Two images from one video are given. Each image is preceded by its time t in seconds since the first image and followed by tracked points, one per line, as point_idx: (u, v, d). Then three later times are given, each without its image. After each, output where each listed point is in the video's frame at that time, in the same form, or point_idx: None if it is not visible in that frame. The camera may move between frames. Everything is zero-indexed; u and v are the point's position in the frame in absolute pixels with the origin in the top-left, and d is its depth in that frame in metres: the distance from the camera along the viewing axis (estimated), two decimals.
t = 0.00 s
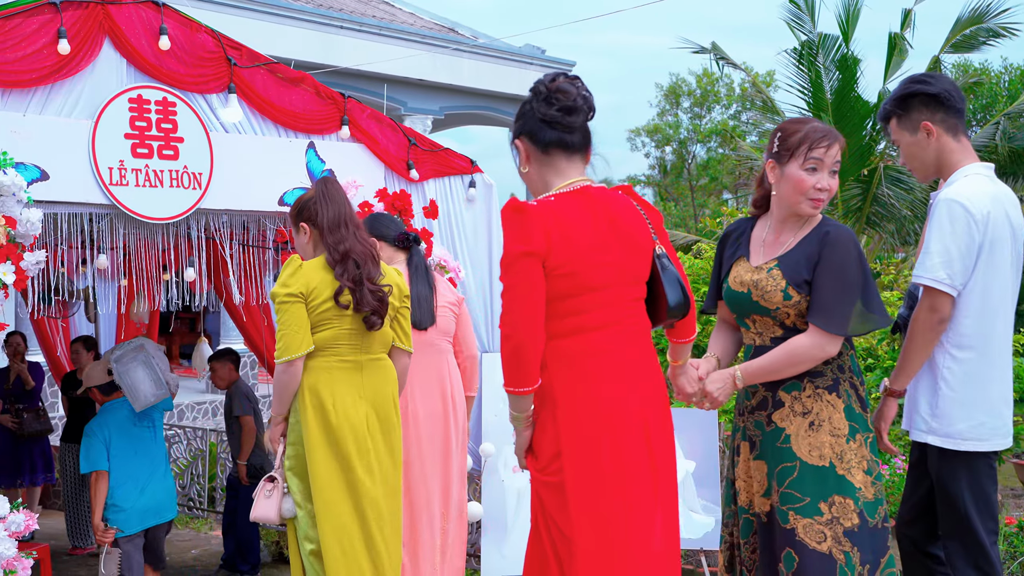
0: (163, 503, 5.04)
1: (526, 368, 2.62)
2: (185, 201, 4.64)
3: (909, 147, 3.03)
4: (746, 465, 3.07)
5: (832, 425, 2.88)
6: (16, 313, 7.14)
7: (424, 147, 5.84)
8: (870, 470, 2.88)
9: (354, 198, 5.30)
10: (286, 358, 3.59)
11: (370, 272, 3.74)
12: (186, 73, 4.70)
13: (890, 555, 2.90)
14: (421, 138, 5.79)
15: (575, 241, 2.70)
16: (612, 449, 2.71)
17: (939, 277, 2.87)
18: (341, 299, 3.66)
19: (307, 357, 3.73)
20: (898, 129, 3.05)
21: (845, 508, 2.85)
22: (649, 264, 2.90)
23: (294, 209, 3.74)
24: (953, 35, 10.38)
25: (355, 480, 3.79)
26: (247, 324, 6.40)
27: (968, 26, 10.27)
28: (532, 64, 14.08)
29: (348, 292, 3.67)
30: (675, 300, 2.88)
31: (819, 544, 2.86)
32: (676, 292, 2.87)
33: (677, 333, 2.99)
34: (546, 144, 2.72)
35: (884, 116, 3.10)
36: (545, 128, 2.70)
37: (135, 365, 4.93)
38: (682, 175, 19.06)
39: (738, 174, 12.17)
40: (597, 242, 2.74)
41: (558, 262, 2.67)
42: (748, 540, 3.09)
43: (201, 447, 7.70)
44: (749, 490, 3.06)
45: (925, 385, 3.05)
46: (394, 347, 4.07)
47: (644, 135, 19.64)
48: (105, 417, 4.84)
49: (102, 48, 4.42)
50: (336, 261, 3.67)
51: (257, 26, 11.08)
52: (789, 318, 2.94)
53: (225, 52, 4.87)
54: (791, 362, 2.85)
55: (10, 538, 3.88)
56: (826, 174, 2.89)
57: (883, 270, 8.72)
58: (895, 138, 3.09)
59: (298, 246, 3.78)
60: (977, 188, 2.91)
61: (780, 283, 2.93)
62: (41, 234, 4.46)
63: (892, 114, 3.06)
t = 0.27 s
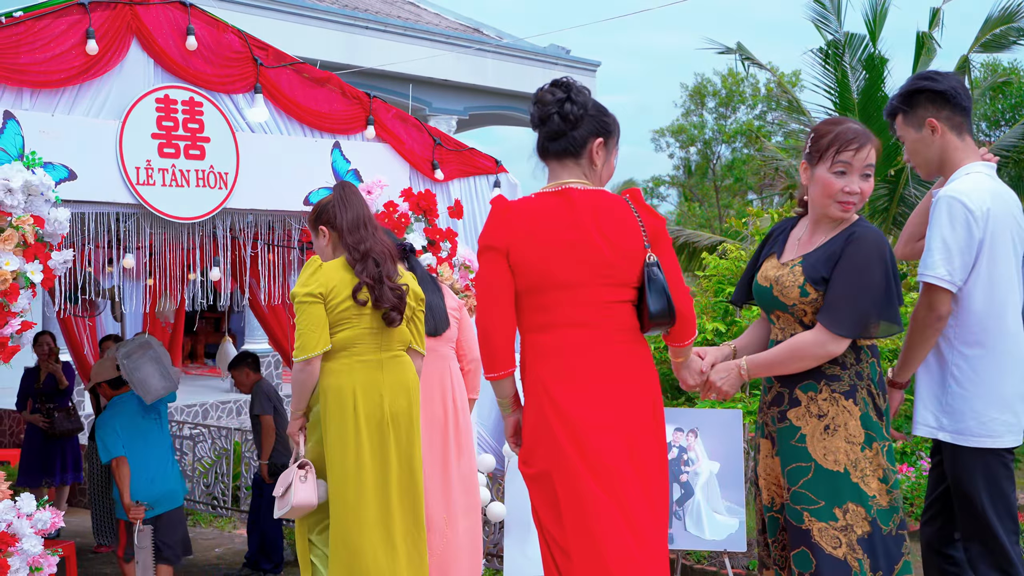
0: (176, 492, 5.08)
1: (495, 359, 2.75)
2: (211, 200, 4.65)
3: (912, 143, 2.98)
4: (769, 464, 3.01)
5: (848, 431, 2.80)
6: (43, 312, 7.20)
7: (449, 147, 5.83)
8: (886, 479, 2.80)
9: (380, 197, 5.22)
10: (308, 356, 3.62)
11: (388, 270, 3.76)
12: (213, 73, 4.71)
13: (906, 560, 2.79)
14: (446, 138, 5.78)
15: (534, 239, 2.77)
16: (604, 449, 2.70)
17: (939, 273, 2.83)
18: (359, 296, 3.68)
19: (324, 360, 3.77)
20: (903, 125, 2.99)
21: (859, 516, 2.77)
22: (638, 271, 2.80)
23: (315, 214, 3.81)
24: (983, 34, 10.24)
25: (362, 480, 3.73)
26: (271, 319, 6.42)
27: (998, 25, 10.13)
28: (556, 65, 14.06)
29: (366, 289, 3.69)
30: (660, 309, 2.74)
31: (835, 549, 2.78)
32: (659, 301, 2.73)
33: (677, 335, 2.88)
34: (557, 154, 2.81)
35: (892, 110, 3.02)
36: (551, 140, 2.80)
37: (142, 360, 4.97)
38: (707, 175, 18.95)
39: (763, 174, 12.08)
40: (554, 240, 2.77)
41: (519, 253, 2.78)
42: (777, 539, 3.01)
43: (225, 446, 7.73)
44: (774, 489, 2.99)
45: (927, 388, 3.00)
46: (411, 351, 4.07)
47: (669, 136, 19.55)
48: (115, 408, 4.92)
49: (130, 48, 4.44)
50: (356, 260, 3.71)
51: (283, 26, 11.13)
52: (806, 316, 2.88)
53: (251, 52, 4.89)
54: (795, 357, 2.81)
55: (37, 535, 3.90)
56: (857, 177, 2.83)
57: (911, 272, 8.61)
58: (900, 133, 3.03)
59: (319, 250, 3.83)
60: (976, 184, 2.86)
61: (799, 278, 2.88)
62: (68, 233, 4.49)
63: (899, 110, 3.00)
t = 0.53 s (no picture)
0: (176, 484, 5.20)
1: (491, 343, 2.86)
2: (233, 201, 4.66)
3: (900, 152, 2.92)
4: (774, 468, 2.88)
5: (858, 437, 2.65)
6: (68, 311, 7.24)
7: (470, 146, 5.81)
8: (895, 491, 2.63)
9: (402, 196, 5.21)
10: (318, 355, 3.55)
11: (396, 274, 3.78)
12: (235, 73, 4.71)
13: None
14: (468, 138, 5.76)
15: (529, 231, 2.80)
16: (597, 453, 2.73)
17: (926, 277, 2.75)
18: (367, 301, 3.71)
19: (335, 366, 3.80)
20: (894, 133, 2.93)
21: (862, 524, 2.64)
22: (628, 264, 2.79)
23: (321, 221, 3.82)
24: (1010, 32, 10.10)
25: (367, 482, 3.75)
26: (292, 316, 6.29)
27: None
28: (579, 64, 14.02)
29: (375, 294, 3.72)
30: (644, 302, 2.73)
31: (829, 555, 2.65)
32: (641, 295, 2.72)
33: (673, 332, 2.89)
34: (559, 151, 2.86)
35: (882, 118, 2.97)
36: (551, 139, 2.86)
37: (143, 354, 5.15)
38: (730, 174, 18.85)
39: (786, 173, 11.99)
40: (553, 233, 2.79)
41: (510, 243, 2.84)
42: (744, 535, 2.91)
43: (248, 445, 7.80)
44: (775, 493, 2.85)
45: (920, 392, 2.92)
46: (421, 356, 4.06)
47: (692, 135, 19.46)
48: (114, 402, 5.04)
49: (153, 49, 4.45)
50: (364, 266, 3.73)
51: (305, 27, 11.15)
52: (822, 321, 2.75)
53: (273, 52, 4.89)
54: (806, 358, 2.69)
55: (60, 535, 3.91)
56: (851, 185, 2.69)
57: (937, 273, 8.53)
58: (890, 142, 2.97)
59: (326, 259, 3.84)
60: (961, 188, 2.76)
61: (814, 282, 2.77)
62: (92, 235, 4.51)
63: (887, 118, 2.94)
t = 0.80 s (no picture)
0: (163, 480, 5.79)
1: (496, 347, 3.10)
2: (255, 204, 4.66)
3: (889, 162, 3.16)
4: (774, 475, 2.88)
5: (866, 444, 2.67)
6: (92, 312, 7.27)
7: (492, 148, 5.78)
8: (901, 497, 2.63)
9: (425, 199, 5.19)
10: (314, 359, 3.52)
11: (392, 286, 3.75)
12: (257, 76, 4.71)
13: None
14: (489, 140, 5.72)
15: (516, 237, 2.88)
16: (584, 452, 2.74)
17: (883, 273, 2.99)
18: (366, 312, 3.67)
19: (332, 373, 3.75)
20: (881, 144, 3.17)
21: (870, 530, 2.65)
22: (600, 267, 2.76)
23: (318, 234, 3.82)
24: None
25: (355, 489, 3.72)
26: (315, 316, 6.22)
27: None
28: (602, 65, 13.97)
29: (373, 305, 3.68)
30: (614, 305, 2.69)
31: (840, 563, 2.67)
32: (612, 297, 2.68)
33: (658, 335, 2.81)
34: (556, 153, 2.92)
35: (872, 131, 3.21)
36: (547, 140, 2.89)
37: (146, 360, 5.75)
38: (754, 174, 18.72)
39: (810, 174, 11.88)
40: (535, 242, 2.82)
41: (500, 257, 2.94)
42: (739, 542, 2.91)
43: (271, 447, 7.70)
44: (773, 500, 2.85)
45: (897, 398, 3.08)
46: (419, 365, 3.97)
47: (715, 136, 19.37)
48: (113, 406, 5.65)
49: (176, 52, 4.46)
50: (359, 277, 3.69)
51: (329, 28, 11.16)
52: (835, 330, 2.73)
53: (296, 54, 4.89)
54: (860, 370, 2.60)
55: (82, 537, 3.91)
56: (831, 190, 2.70)
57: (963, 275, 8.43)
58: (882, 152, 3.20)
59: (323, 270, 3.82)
60: (933, 196, 2.98)
61: (830, 290, 2.73)
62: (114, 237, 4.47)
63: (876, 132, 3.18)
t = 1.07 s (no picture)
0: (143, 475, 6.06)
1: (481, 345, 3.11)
2: (265, 206, 4.67)
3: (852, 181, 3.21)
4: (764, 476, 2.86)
5: (862, 445, 2.65)
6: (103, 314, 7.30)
7: (503, 150, 5.75)
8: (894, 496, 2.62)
9: (435, 201, 5.21)
10: (302, 364, 3.91)
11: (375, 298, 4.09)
12: (268, 78, 4.71)
13: None
14: (500, 142, 5.70)
15: (498, 238, 2.87)
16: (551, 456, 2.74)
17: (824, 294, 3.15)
18: (355, 322, 4.07)
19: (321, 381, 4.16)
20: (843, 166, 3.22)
21: (873, 531, 2.64)
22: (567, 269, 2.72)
23: (314, 246, 4.17)
24: None
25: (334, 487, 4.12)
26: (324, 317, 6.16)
27: None
28: (614, 66, 13.95)
29: (362, 317, 4.08)
30: (577, 303, 2.63)
31: (846, 564, 2.65)
32: (574, 295, 2.63)
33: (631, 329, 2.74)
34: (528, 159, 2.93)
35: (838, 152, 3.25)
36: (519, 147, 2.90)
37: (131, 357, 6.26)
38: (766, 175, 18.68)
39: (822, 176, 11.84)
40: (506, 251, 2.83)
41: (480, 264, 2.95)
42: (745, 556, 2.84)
43: (281, 448, 7.84)
44: (762, 500, 2.84)
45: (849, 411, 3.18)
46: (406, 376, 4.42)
47: (727, 137, 19.33)
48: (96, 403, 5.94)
49: (187, 54, 4.47)
50: (350, 290, 4.08)
51: (340, 29, 11.17)
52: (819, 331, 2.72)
53: (306, 57, 4.88)
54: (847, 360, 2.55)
55: (92, 539, 3.92)
56: (790, 193, 2.70)
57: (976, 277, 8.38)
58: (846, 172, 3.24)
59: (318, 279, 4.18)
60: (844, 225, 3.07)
61: (809, 293, 2.73)
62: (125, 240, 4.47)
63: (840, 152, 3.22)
